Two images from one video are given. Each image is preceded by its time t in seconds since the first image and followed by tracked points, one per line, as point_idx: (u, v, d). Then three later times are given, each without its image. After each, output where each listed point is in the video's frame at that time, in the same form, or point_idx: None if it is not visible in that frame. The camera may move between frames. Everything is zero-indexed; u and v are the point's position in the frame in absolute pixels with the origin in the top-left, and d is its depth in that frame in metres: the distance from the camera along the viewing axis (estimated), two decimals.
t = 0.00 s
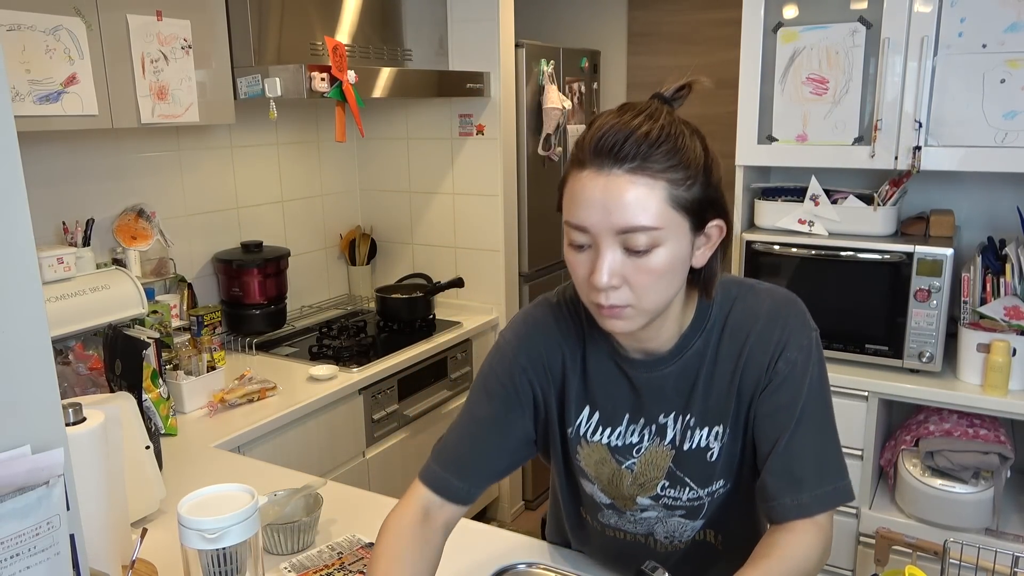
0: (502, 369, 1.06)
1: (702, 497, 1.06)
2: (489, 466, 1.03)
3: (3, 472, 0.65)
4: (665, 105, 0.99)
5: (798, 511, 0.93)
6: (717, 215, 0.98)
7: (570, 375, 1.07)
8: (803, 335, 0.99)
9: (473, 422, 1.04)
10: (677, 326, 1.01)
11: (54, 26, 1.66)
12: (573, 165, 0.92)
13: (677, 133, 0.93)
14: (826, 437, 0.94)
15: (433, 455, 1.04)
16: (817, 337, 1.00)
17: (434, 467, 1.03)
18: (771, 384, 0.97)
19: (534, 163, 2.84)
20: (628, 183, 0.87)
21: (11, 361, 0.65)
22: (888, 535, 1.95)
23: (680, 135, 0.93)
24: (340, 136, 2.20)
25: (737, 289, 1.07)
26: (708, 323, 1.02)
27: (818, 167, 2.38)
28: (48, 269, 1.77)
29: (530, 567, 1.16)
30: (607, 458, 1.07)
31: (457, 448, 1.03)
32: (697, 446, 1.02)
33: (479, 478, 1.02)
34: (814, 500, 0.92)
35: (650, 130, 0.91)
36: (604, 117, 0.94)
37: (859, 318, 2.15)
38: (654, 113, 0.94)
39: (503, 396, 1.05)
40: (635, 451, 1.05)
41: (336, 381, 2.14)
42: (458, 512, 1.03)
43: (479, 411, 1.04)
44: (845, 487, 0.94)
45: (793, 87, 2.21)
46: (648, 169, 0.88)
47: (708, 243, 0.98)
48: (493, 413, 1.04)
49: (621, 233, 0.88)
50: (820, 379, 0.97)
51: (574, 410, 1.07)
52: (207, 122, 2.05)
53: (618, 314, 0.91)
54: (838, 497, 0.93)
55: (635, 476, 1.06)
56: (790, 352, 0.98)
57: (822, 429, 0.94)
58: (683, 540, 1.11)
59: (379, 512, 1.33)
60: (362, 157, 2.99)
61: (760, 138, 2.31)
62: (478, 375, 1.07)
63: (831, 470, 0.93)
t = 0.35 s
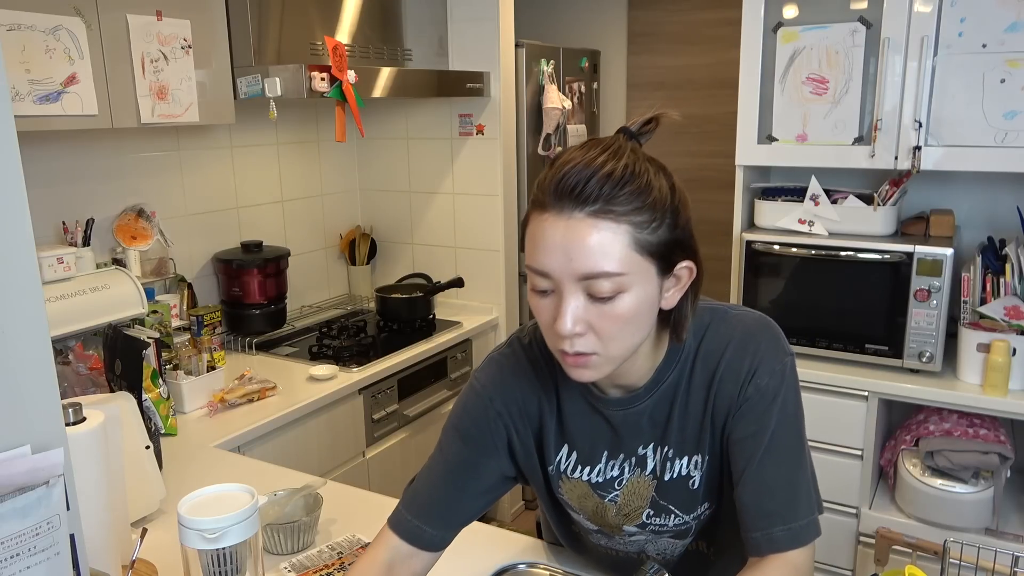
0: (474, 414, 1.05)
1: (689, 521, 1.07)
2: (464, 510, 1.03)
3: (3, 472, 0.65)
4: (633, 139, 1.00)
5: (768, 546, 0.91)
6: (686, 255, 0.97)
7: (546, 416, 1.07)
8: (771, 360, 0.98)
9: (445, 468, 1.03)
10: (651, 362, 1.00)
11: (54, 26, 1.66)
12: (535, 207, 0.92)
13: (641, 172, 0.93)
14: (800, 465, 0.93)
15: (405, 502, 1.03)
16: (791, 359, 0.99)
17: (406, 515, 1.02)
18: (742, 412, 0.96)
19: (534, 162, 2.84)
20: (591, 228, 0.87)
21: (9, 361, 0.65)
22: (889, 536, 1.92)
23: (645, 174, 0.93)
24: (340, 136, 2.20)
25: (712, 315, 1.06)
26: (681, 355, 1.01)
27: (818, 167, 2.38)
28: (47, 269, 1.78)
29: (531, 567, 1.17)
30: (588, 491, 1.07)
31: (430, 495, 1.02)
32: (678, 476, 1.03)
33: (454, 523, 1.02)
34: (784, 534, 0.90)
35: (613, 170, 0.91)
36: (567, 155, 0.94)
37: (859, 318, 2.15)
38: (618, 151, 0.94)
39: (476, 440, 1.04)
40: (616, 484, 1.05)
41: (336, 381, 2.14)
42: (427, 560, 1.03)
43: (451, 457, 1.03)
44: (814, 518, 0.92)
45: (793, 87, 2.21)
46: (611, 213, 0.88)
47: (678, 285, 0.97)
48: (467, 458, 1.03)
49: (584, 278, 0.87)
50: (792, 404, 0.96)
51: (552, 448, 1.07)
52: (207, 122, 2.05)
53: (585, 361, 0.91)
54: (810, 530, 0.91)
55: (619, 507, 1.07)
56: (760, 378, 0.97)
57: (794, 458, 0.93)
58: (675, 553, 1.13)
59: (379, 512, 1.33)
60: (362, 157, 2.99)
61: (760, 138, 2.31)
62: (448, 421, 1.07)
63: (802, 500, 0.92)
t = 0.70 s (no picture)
0: (461, 427, 1.05)
1: (675, 531, 1.07)
2: (451, 522, 1.03)
3: (2, 472, 0.65)
4: (613, 155, 1.00)
5: (718, 568, 0.92)
6: (669, 273, 0.97)
7: (532, 429, 1.06)
8: (749, 381, 0.97)
9: (432, 481, 1.03)
10: (636, 379, 1.00)
11: (54, 26, 1.66)
12: (516, 225, 0.92)
13: (621, 190, 0.92)
14: (764, 490, 0.93)
15: (392, 515, 1.03)
16: (771, 380, 0.97)
17: (392, 527, 1.03)
18: (714, 431, 0.96)
19: (533, 162, 2.84)
20: (570, 248, 0.87)
21: (8, 362, 0.65)
22: (888, 535, 1.89)
23: (625, 193, 0.93)
24: (340, 136, 2.20)
25: (699, 331, 1.05)
26: (664, 372, 1.01)
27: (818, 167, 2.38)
28: (48, 269, 1.78)
29: (531, 567, 1.17)
30: (574, 504, 1.08)
31: (416, 508, 1.02)
32: (661, 490, 1.03)
33: (440, 535, 1.03)
34: (732, 558, 0.91)
35: (593, 188, 0.90)
36: (548, 173, 0.94)
37: (859, 318, 2.15)
38: (598, 169, 0.94)
39: (462, 453, 1.04)
40: (601, 498, 1.06)
41: (336, 381, 2.14)
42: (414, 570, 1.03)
43: (438, 469, 1.03)
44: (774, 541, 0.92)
45: (793, 87, 2.21)
46: (590, 233, 0.88)
47: (662, 304, 0.96)
48: (453, 471, 1.03)
49: (564, 299, 0.87)
50: (764, 427, 0.94)
51: (539, 461, 1.07)
52: (207, 122, 2.05)
53: (566, 380, 0.91)
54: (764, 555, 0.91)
55: (606, 519, 1.07)
56: (734, 398, 0.96)
57: (757, 483, 0.92)
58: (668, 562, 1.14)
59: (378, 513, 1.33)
60: (362, 157, 2.99)
61: (760, 138, 2.31)
62: (436, 433, 1.06)
63: (765, 524, 0.92)
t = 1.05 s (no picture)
0: (456, 417, 1.07)
1: (661, 536, 1.07)
2: (452, 513, 1.05)
3: (2, 472, 0.65)
4: (607, 157, 1.00)
5: None
6: (659, 278, 0.96)
7: (524, 424, 1.07)
8: (735, 395, 0.93)
9: (431, 471, 1.05)
10: (625, 382, 0.99)
11: (54, 26, 1.66)
12: (506, 226, 0.92)
13: (612, 194, 0.92)
14: (739, 508, 0.89)
15: (394, 507, 1.05)
16: (758, 399, 0.93)
17: (393, 518, 1.04)
18: (694, 443, 0.93)
19: (533, 162, 2.84)
20: (558, 251, 0.87)
21: (8, 362, 0.65)
22: (889, 535, 1.89)
23: (615, 196, 0.93)
24: (340, 136, 2.20)
25: (692, 342, 1.02)
26: (657, 379, 1.00)
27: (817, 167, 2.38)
28: (47, 269, 1.78)
29: (531, 567, 1.17)
30: (563, 501, 1.08)
31: (416, 499, 1.04)
32: (645, 495, 1.02)
33: (443, 526, 1.04)
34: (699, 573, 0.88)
35: (583, 191, 0.91)
36: (540, 174, 0.94)
37: (859, 318, 2.15)
38: (590, 171, 0.93)
39: (458, 442, 1.06)
40: (589, 497, 1.06)
41: (336, 381, 2.14)
42: (420, 560, 1.05)
43: (436, 459, 1.05)
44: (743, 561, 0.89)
45: (793, 87, 2.21)
46: (578, 236, 0.88)
47: (652, 308, 0.96)
48: (450, 461, 1.05)
49: (551, 301, 0.87)
50: (745, 445, 0.91)
51: (531, 455, 1.08)
52: (207, 122, 2.05)
53: (553, 381, 0.91)
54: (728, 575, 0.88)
55: (595, 519, 1.07)
56: (716, 413, 0.93)
57: (732, 500, 0.89)
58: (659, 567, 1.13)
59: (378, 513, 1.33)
60: (362, 157, 2.99)
61: (760, 138, 2.31)
62: (433, 425, 1.08)
63: (734, 542, 0.89)
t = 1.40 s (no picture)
0: (462, 393, 1.10)
1: (653, 533, 1.07)
2: (466, 484, 1.09)
3: (2, 472, 0.64)
4: (620, 147, 1.00)
5: None
6: (668, 269, 0.96)
7: (525, 407, 1.09)
8: (734, 399, 0.93)
9: (443, 441, 1.09)
10: (629, 373, 0.99)
11: (54, 26, 1.66)
12: (518, 213, 0.92)
13: (626, 185, 0.92)
14: (733, 511, 0.89)
15: (414, 471, 1.10)
16: (757, 404, 0.92)
17: (414, 483, 1.09)
18: (691, 443, 0.93)
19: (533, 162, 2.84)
20: (571, 240, 0.87)
21: (9, 362, 0.65)
22: (888, 535, 1.89)
23: (629, 187, 0.92)
24: (340, 136, 2.20)
25: (694, 342, 1.01)
26: (658, 376, 0.99)
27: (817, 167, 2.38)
28: (47, 269, 1.78)
29: (530, 567, 1.17)
30: (559, 487, 1.09)
31: (430, 470, 1.08)
32: (639, 490, 1.02)
33: (456, 496, 1.08)
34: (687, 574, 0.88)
35: (599, 182, 0.90)
36: (554, 162, 0.93)
37: (859, 319, 2.15)
38: (605, 161, 0.93)
39: (464, 418, 1.09)
40: (585, 487, 1.06)
41: (336, 381, 2.14)
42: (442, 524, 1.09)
43: (445, 433, 1.09)
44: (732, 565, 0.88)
45: (793, 87, 2.21)
46: (592, 225, 0.88)
47: (659, 298, 0.96)
48: (460, 435, 1.08)
49: (561, 289, 0.87)
50: (742, 450, 0.90)
51: (530, 437, 1.09)
52: (207, 122, 2.05)
53: (560, 368, 0.92)
54: None
55: (589, 507, 1.08)
56: (714, 415, 0.92)
57: (724, 504, 0.88)
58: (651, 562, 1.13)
59: (378, 512, 1.33)
60: (362, 157, 2.99)
61: (760, 138, 2.31)
62: (444, 401, 1.12)
63: (724, 546, 0.88)
